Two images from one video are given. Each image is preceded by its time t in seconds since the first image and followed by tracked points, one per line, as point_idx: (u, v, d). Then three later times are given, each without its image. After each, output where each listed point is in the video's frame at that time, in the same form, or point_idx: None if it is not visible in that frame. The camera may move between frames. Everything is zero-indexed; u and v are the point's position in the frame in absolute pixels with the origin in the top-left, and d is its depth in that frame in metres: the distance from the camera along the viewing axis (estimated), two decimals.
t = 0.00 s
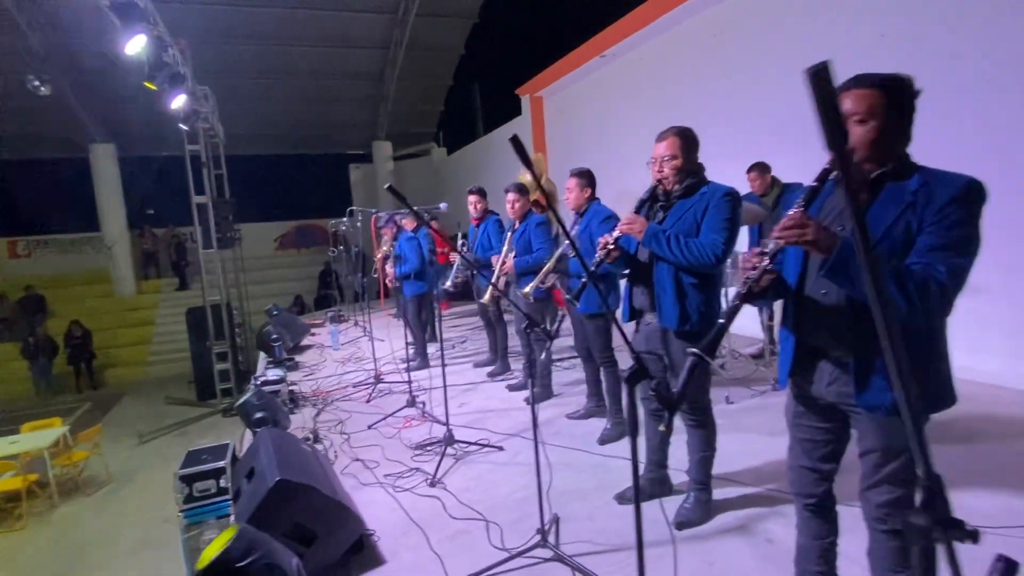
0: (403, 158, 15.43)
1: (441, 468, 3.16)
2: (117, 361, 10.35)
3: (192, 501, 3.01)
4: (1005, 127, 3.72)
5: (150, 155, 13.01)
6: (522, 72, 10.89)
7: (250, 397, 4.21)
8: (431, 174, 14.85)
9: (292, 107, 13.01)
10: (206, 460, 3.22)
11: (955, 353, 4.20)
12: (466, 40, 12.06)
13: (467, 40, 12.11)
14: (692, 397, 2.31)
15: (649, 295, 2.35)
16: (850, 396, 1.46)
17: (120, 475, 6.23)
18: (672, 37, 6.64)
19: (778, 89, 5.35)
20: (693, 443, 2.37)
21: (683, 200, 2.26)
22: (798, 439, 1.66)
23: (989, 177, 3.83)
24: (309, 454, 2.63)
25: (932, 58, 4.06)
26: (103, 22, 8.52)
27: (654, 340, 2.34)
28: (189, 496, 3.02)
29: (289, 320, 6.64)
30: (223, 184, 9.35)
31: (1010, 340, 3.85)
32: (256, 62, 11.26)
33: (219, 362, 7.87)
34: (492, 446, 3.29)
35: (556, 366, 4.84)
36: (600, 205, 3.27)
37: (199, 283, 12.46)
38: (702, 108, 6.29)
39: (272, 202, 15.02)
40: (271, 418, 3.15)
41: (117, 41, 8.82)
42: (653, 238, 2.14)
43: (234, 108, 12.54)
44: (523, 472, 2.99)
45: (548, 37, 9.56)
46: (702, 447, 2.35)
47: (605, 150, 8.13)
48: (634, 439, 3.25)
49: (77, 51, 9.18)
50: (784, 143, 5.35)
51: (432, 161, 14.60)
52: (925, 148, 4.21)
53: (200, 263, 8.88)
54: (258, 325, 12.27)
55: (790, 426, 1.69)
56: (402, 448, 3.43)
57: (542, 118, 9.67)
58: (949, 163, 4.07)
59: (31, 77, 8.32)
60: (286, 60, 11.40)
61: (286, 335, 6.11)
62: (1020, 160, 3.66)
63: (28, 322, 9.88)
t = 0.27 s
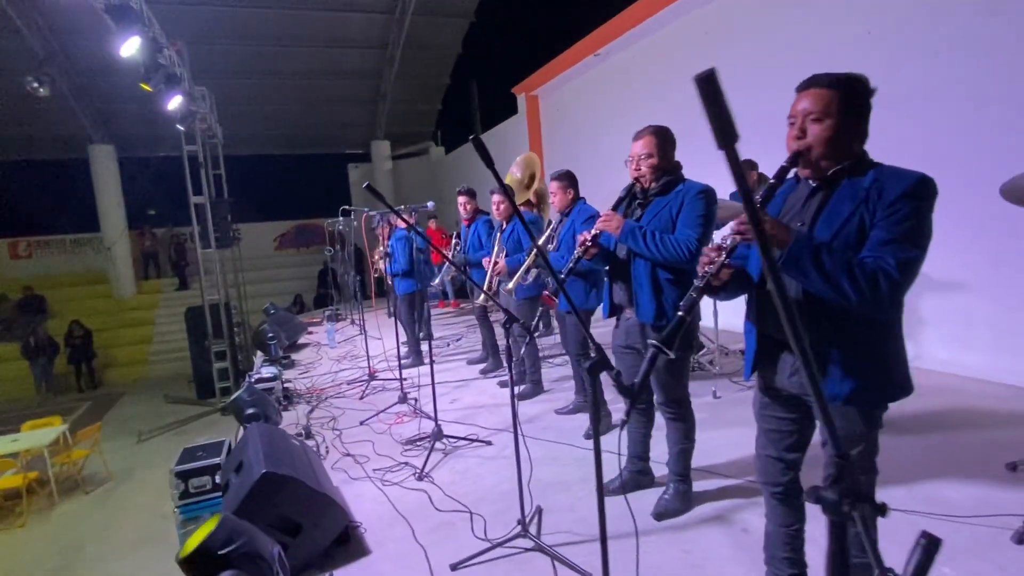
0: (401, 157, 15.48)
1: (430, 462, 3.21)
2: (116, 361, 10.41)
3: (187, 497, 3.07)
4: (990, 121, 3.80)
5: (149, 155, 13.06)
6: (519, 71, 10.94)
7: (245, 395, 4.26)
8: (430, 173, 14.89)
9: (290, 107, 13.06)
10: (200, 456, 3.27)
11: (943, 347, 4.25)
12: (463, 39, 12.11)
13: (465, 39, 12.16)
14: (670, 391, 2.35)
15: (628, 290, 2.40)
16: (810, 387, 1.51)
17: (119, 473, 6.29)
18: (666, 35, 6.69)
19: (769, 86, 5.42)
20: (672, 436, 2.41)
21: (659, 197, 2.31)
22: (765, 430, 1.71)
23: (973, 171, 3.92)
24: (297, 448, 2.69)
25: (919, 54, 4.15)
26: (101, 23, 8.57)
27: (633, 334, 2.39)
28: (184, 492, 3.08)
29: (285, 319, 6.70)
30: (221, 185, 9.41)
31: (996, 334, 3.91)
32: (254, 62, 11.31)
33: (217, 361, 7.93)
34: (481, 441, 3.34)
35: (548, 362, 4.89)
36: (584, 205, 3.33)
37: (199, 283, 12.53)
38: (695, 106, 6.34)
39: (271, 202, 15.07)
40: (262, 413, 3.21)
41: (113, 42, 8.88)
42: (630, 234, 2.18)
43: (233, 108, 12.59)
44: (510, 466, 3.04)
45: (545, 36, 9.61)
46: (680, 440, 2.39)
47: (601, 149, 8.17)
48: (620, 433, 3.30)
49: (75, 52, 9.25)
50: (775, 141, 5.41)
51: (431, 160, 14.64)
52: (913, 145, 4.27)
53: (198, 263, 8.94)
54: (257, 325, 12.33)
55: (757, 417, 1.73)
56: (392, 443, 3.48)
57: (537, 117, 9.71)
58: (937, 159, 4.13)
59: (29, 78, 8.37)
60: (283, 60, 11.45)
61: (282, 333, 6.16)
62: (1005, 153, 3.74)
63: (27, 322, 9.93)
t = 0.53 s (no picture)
0: (399, 157, 15.53)
1: (418, 456, 3.27)
2: (116, 361, 10.47)
3: (182, 493, 3.14)
4: (972, 118, 3.87)
5: (148, 155, 13.13)
6: (516, 71, 11.01)
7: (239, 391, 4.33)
8: (428, 173, 14.95)
9: (289, 107, 13.12)
10: (195, 452, 3.34)
11: (928, 342, 4.30)
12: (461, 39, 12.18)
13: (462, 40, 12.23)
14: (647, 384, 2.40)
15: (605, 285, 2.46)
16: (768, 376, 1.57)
17: (118, 470, 6.36)
18: (658, 34, 6.75)
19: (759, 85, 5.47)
20: (649, 428, 2.46)
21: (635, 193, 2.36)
22: (730, 419, 1.76)
23: (956, 168, 3.99)
24: (286, 441, 2.76)
25: (904, 53, 4.22)
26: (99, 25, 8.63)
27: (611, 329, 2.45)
28: (179, 487, 3.15)
29: (282, 318, 6.77)
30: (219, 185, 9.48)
31: (979, 329, 3.96)
32: (252, 63, 11.37)
33: (215, 359, 8.00)
34: (468, 435, 3.40)
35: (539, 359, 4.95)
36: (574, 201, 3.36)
37: (198, 283, 12.61)
38: (687, 105, 6.40)
39: (269, 203, 15.13)
40: (253, 408, 3.27)
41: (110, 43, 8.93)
42: (604, 230, 2.24)
43: (231, 108, 12.65)
44: (496, 459, 3.10)
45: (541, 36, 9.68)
46: (656, 432, 2.44)
47: (595, 148, 8.23)
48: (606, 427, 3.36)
49: (73, 53, 9.31)
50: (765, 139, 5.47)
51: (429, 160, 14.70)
52: (899, 142, 4.33)
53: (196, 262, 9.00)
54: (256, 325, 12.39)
55: (723, 406, 1.78)
56: (382, 437, 3.54)
57: (533, 116, 9.76)
58: (922, 156, 4.20)
59: (29, 80, 8.46)
60: (281, 60, 11.50)
61: (277, 332, 6.23)
62: (986, 150, 3.81)
63: (28, 322, 10.00)
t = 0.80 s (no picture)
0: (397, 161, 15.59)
1: (407, 458, 3.32)
2: (113, 364, 10.52)
3: (175, 495, 3.19)
4: (954, 126, 3.96)
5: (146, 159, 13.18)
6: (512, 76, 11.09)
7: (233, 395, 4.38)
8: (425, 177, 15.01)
9: (285, 112, 13.20)
10: (188, 455, 3.39)
11: (912, 346, 4.36)
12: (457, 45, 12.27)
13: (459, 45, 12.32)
14: (628, 387, 2.46)
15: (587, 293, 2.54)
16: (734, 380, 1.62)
17: (114, 473, 6.39)
18: (650, 41, 6.83)
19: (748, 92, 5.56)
20: (631, 431, 2.52)
21: (614, 203, 2.43)
22: (701, 422, 1.81)
23: (939, 175, 4.07)
24: (275, 443, 2.81)
25: (888, 62, 4.32)
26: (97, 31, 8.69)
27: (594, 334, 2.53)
28: (173, 489, 3.21)
29: (277, 321, 6.82)
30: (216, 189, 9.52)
31: (961, 333, 4.03)
32: (249, 68, 11.44)
33: (211, 363, 8.04)
34: (457, 438, 3.45)
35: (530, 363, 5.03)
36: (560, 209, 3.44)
37: (196, 286, 12.65)
38: (678, 111, 6.47)
39: (268, 207, 15.19)
40: (244, 412, 3.33)
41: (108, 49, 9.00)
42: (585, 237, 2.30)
43: (228, 113, 12.71)
44: (484, 461, 3.15)
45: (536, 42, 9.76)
46: (637, 434, 2.50)
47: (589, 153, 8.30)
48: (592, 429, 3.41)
49: (71, 58, 9.37)
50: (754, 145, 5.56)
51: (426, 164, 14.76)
52: (883, 148, 4.42)
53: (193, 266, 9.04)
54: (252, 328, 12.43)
55: (694, 410, 1.83)
56: (372, 441, 3.60)
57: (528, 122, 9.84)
58: (905, 163, 4.28)
59: (28, 85, 8.52)
60: (278, 65, 11.58)
61: (272, 335, 6.28)
62: (967, 157, 3.90)
63: (26, 326, 10.04)
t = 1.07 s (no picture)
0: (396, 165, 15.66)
1: (402, 460, 3.37)
2: (112, 366, 10.56)
3: (174, 496, 3.25)
4: (942, 136, 4.04)
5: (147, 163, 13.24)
6: (511, 82, 11.19)
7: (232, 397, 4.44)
8: (425, 181, 15.07)
9: (286, 117, 13.27)
10: (186, 457, 3.45)
11: (902, 352, 4.43)
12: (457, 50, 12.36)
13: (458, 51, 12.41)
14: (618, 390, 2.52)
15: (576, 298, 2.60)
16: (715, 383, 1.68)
17: (113, 475, 6.43)
18: (646, 49, 6.92)
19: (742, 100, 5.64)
20: (621, 433, 2.58)
21: (604, 211, 2.49)
22: (684, 424, 1.86)
23: (928, 183, 4.14)
24: (272, 444, 2.87)
25: (878, 72, 4.40)
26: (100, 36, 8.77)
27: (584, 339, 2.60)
28: (172, 490, 3.26)
29: (276, 324, 6.88)
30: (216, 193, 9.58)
31: (949, 339, 4.10)
32: (251, 72, 11.51)
33: (210, 365, 8.09)
34: (451, 440, 3.51)
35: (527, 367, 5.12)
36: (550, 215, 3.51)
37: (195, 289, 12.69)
38: (673, 118, 6.56)
39: (269, 211, 15.27)
40: (243, 413, 3.39)
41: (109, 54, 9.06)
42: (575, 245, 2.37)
43: (229, 117, 12.78)
44: (477, 463, 3.21)
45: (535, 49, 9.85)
46: (627, 436, 2.57)
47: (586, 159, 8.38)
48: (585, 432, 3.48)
49: (74, 63, 9.45)
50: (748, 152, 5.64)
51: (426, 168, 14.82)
52: (873, 157, 4.50)
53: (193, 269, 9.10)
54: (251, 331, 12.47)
55: (678, 412, 1.89)
56: (368, 442, 3.66)
57: (527, 127, 9.92)
58: (895, 171, 4.35)
59: (30, 88, 8.59)
60: (279, 70, 11.66)
61: (271, 338, 6.34)
62: (955, 166, 3.98)
63: (26, 328, 10.09)
